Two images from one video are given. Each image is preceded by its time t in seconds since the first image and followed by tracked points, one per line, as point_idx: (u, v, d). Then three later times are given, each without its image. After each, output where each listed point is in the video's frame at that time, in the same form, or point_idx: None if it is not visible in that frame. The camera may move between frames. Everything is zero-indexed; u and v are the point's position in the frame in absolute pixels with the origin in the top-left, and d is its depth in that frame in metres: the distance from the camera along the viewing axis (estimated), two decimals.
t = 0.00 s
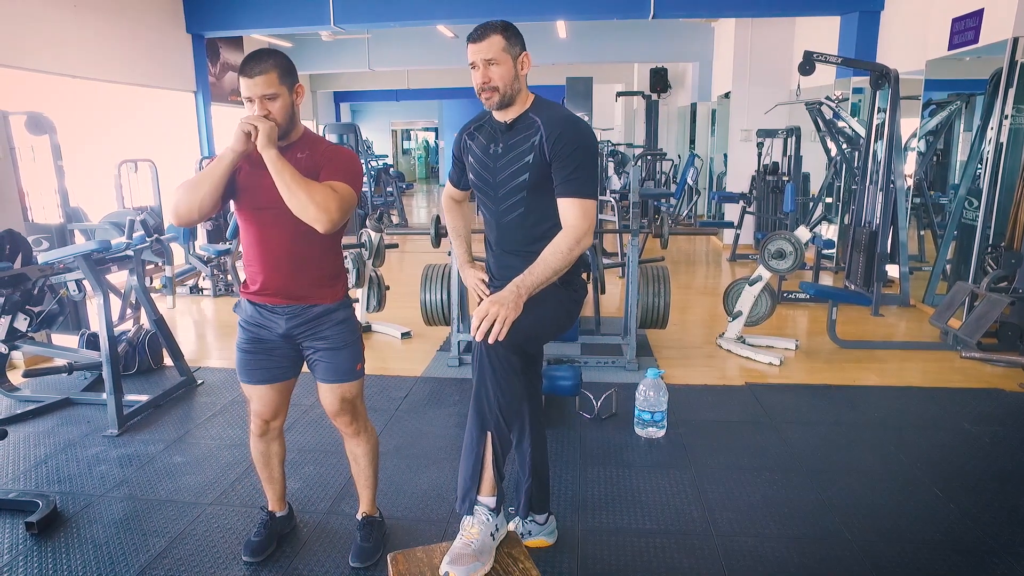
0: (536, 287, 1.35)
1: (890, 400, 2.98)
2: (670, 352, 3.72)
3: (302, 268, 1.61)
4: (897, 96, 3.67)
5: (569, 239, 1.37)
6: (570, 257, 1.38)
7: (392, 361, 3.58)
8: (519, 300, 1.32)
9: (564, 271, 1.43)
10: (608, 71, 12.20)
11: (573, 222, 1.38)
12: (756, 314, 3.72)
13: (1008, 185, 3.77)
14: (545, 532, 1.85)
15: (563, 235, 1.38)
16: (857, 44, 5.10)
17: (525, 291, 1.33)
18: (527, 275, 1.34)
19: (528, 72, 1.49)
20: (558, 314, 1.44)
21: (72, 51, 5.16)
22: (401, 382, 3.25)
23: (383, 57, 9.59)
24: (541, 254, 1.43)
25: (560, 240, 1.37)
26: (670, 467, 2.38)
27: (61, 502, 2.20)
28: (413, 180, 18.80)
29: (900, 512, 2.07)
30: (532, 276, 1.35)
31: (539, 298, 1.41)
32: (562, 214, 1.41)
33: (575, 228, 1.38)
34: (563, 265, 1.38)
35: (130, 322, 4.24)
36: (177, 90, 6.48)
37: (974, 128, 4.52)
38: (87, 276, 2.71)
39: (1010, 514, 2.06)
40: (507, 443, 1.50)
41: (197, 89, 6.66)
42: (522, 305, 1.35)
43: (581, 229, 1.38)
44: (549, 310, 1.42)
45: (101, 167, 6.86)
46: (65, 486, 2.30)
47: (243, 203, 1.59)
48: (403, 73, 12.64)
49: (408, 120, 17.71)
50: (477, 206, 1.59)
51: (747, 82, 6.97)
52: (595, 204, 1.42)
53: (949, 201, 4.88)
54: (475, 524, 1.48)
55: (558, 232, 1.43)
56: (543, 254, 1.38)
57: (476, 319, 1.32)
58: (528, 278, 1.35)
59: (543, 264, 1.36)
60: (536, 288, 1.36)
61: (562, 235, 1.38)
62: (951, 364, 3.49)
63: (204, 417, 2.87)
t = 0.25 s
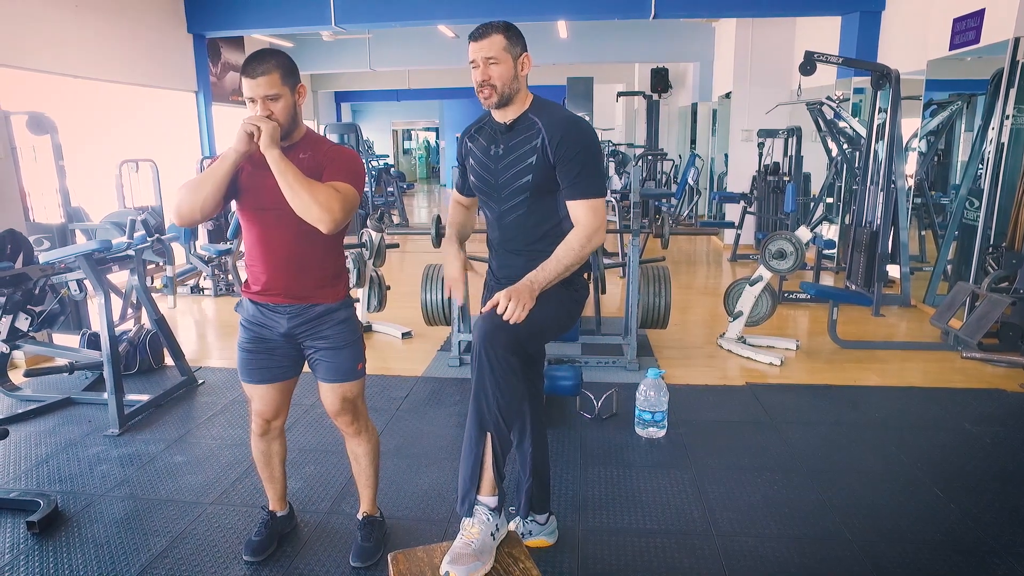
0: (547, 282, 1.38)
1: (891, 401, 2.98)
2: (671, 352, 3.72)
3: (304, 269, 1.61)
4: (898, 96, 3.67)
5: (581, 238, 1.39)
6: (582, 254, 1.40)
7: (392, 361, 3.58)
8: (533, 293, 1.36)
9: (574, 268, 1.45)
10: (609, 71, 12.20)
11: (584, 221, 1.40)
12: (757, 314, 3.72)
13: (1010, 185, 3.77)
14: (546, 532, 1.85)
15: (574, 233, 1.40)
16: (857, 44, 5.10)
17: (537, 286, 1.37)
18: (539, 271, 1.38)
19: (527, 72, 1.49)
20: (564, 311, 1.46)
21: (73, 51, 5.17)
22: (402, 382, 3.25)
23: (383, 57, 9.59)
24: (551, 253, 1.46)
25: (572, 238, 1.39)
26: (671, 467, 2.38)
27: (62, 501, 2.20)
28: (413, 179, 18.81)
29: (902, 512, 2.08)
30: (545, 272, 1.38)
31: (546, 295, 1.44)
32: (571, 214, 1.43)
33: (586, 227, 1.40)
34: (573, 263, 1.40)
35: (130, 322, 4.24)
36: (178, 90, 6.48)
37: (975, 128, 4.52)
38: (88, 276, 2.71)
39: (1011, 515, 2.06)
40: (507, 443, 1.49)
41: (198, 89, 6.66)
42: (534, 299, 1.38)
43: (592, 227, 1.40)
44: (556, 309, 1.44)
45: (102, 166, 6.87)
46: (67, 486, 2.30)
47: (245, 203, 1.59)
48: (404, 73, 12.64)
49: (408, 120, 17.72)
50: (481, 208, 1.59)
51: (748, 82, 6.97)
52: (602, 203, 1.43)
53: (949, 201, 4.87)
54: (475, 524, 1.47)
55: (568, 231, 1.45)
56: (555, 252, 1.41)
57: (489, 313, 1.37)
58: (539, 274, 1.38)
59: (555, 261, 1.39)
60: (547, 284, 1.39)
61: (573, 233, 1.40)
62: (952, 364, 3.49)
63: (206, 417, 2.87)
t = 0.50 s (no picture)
0: (541, 273, 1.37)
1: (892, 400, 2.98)
2: (671, 352, 3.72)
3: (304, 269, 1.62)
4: (899, 95, 3.66)
5: (577, 231, 1.37)
6: (578, 248, 1.37)
7: (393, 361, 3.58)
8: (524, 283, 1.35)
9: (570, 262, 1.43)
10: (609, 71, 12.19)
11: (580, 214, 1.38)
12: (758, 314, 3.72)
13: (1011, 185, 3.77)
14: (546, 532, 1.85)
15: (570, 226, 1.38)
16: (858, 44, 5.09)
17: (530, 276, 1.36)
18: (532, 260, 1.36)
19: (530, 71, 1.49)
20: (564, 309, 1.46)
21: (74, 51, 5.18)
22: (402, 381, 3.25)
23: (384, 57, 9.59)
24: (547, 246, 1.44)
25: (567, 231, 1.37)
26: (671, 467, 2.38)
27: (63, 500, 2.20)
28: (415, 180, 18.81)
29: (902, 512, 2.08)
30: (539, 262, 1.37)
31: (544, 292, 1.44)
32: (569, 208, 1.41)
33: (583, 219, 1.37)
34: (569, 254, 1.38)
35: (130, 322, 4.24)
36: (179, 90, 6.49)
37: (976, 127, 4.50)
38: (89, 275, 2.71)
39: (1011, 514, 2.06)
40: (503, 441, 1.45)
41: (199, 89, 6.67)
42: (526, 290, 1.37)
43: (590, 220, 1.38)
44: (554, 306, 1.44)
45: (102, 166, 6.88)
46: (67, 484, 2.31)
47: (246, 203, 1.59)
48: (405, 73, 12.65)
49: (409, 120, 17.72)
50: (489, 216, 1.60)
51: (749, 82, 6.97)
52: (603, 197, 1.42)
53: (950, 201, 4.87)
54: (475, 523, 1.46)
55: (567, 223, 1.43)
56: (551, 242, 1.38)
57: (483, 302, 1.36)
58: (533, 263, 1.37)
59: (549, 252, 1.37)
60: (541, 275, 1.37)
61: (570, 225, 1.38)
62: (953, 364, 3.49)
63: (206, 416, 2.87)
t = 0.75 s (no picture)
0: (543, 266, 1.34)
1: (892, 401, 2.98)
2: (672, 352, 3.72)
3: (304, 269, 1.62)
4: (900, 96, 3.66)
5: (581, 227, 1.37)
6: (581, 244, 1.37)
7: (394, 361, 3.58)
8: (525, 275, 1.32)
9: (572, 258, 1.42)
10: (610, 71, 12.19)
11: (586, 209, 1.39)
12: (758, 314, 3.72)
13: (1012, 185, 3.77)
14: (547, 532, 1.85)
15: (575, 220, 1.38)
16: (859, 44, 5.09)
17: (534, 266, 1.33)
18: (538, 250, 1.34)
19: (531, 72, 1.49)
20: (566, 308, 1.46)
21: (75, 51, 5.18)
22: (403, 381, 3.25)
23: (385, 57, 9.59)
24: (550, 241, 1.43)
25: (573, 225, 1.37)
26: (671, 467, 2.38)
27: (64, 500, 2.21)
28: (416, 180, 18.81)
29: (901, 512, 2.08)
30: (543, 253, 1.35)
31: (544, 290, 1.44)
32: (574, 203, 1.41)
33: (587, 215, 1.38)
34: (575, 249, 1.37)
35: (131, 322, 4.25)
36: (180, 90, 6.49)
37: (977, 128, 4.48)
38: (90, 275, 2.71)
39: (1012, 514, 2.06)
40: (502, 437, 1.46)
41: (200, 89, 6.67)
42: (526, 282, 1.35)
43: (595, 216, 1.38)
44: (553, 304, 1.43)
45: (103, 166, 6.88)
46: (68, 484, 2.31)
47: (245, 204, 1.59)
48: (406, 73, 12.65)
49: (410, 120, 17.73)
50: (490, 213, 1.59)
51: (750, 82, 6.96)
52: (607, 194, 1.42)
53: (951, 202, 4.87)
54: (475, 523, 1.46)
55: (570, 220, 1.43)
56: (556, 236, 1.37)
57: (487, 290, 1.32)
58: (540, 253, 1.35)
59: (554, 245, 1.35)
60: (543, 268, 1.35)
61: (574, 221, 1.38)
62: (954, 364, 3.49)
63: (207, 415, 2.88)
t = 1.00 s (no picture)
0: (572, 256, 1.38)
1: (893, 401, 2.98)
2: (672, 352, 3.72)
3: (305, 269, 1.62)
4: (900, 95, 3.66)
5: (607, 221, 1.42)
6: (605, 238, 1.42)
7: (394, 361, 3.58)
8: (554, 263, 1.36)
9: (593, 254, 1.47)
10: (611, 71, 12.19)
11: (610, 206, 1.43)
12: (759, 314, 3.72)
13: (1012, 186, 3.77)
14: (547, 531, 1.85)
15: (601, 216, 1.43)
16: (860, 44, 5.09)
17: (564, 256, 1.37)
18: (568, 242, 1.38)
19: (530, 72, 1.49)
20: (563, 310, 1.46)
21: (75, 51, 5.18)
22: (403, 381, 3.25)
23: (385, 57, 9.59)
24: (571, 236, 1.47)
25: (601, 219, 1.42)
26: (671, 466, 2.38)
27: (64, 499, 2.21)
28: (416, 179, 18.81)
29: (901, 512, 2.08)
30: (572, 245, 1.38)
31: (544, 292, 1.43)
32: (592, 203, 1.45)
33: (611, 211, 1.42)
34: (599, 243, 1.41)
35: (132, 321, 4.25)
36: (180, 89, 6.50)
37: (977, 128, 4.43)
38: (91, 274, 2.71)
39: (1012, 515, 2.06)
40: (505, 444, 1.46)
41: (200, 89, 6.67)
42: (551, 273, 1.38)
43: (617, 213, 1.43)
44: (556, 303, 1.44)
45: (104, 166, 6.88)
46: (69, 483, 2.31)
47: (245, 205, 1.59)
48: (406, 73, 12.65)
49: (410, 120, 17.73)
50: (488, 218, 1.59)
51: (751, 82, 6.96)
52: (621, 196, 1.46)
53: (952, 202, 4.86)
54: (476, 522, 1.46)
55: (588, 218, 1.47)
56: (581, 231, 1.41)
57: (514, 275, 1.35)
58: (570, 244, 1.38)
59: (580, 239, 1.39)
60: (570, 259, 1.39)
61: (598, 216, 1.42)
62: (955, 364, 3.49)
63: (208, 415, 2.88)
